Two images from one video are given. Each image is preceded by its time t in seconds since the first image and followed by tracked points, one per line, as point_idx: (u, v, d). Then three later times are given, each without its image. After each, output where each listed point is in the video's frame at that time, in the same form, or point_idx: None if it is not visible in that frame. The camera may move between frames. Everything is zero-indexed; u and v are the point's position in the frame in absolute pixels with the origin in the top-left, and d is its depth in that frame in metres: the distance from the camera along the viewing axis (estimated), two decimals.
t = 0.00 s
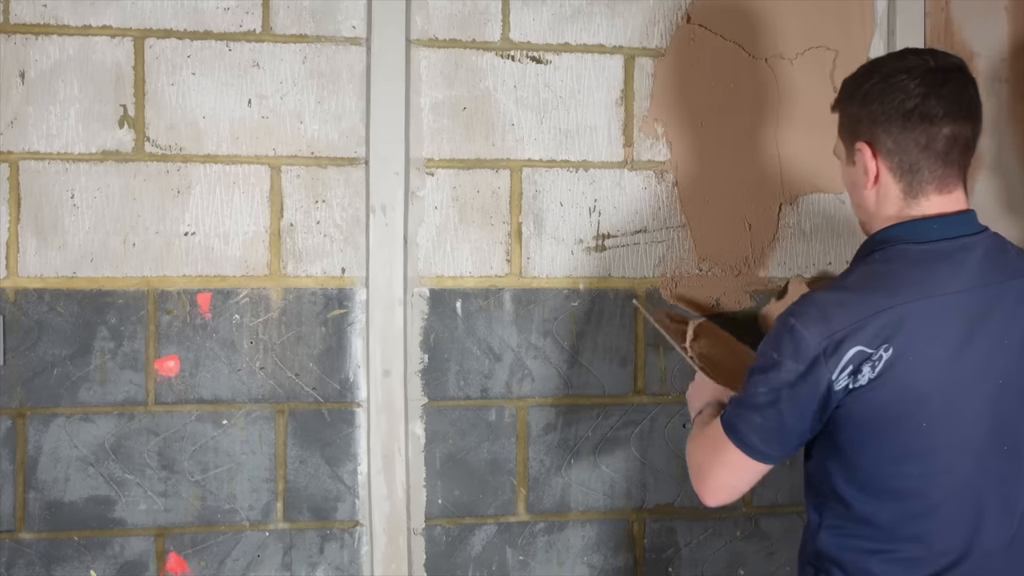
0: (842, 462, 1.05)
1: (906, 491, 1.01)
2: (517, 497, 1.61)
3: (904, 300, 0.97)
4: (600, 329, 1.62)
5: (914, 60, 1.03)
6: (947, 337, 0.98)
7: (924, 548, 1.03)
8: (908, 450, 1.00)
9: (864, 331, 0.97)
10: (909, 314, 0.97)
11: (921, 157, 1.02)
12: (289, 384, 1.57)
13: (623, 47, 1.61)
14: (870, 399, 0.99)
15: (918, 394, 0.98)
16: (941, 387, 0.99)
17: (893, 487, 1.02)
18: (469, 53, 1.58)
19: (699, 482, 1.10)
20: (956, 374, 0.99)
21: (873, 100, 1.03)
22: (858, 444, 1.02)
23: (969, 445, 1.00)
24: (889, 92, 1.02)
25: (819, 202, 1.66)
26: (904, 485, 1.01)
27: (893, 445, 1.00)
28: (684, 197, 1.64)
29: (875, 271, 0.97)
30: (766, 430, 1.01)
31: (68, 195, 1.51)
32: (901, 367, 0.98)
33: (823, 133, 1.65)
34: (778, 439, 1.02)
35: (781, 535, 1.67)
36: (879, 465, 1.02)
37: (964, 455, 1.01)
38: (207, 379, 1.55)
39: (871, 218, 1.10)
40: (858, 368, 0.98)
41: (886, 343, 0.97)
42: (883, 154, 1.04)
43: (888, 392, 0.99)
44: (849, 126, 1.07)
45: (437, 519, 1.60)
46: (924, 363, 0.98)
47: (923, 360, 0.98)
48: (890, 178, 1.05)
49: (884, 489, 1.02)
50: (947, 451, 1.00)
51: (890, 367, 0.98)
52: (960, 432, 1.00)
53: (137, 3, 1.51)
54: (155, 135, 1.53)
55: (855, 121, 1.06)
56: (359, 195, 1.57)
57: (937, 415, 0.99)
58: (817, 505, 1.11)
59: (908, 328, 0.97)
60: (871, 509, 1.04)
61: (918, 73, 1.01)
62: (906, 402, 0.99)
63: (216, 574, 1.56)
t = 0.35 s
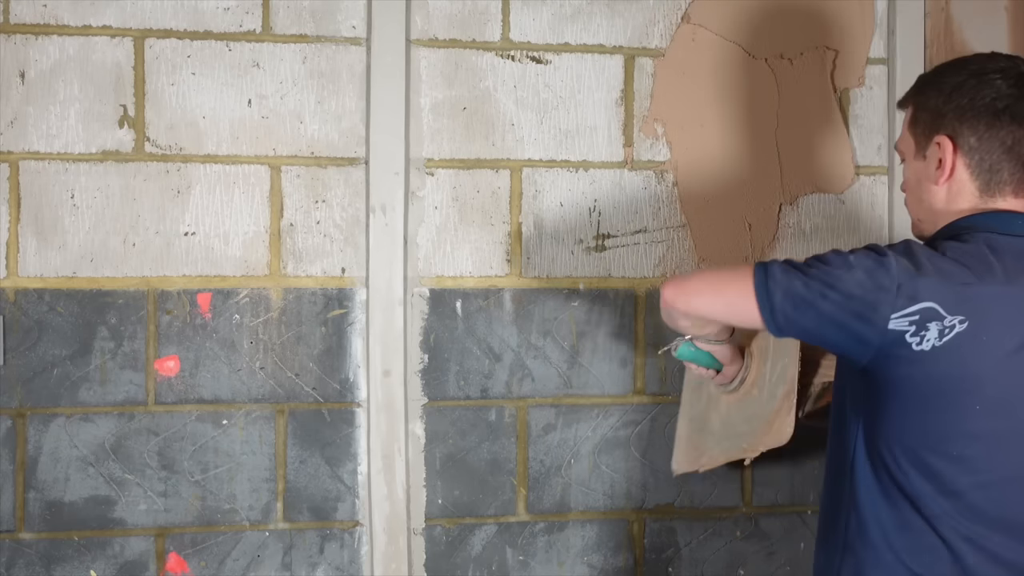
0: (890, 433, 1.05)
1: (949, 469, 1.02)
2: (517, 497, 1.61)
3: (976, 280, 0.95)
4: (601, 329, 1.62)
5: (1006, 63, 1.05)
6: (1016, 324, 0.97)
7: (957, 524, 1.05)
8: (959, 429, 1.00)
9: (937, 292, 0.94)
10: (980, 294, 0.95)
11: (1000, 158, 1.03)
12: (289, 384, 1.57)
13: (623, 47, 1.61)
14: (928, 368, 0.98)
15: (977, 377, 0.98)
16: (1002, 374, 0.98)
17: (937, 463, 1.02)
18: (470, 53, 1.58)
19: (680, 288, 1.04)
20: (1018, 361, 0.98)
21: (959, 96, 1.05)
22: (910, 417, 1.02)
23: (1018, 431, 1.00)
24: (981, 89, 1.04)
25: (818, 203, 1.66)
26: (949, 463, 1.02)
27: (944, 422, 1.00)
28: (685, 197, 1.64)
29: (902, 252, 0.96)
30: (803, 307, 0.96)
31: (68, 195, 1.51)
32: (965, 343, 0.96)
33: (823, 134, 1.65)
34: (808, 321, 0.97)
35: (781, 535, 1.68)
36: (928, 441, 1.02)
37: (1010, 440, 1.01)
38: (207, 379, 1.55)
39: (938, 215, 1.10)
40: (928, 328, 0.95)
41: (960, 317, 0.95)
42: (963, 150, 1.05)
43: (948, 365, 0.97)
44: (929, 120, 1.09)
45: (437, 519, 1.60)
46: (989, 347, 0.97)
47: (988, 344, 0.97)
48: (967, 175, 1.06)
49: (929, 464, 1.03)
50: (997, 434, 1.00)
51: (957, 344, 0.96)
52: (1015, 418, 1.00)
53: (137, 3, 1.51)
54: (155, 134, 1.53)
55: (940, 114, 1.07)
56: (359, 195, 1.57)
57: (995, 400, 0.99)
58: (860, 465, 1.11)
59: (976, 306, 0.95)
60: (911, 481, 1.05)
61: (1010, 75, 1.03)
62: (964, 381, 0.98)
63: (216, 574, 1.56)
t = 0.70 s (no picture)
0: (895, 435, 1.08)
1: (954, 467, 1.05)
2: (517, 497, 1.61)
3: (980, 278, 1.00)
4: (601, 330, 1.62)
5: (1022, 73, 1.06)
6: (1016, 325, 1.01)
7: (961, 525, 1.06)
8: (962, 425, 1.03)
9: (933, 293, 0.98)
10: (984, 292, 0.99)
11: (1005, 167, 1.06)
12: (289, 384, 1.57)
13: (623, 47, 1.61)
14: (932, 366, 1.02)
15: (979, 374, 1.02)
16: (1001, 372, 1.02)
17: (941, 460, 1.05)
18: (470, 53, 1.58)
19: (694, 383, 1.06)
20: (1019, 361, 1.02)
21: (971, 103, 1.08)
22: (915, 416, 1.05)
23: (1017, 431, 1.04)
24: (994, 99, 1.06)
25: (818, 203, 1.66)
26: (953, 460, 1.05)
27: (944, 421, 1.04)
28: (685, 196, 1.64)
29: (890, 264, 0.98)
30: (801, 349, 0.99)
31: (68, 195, 1.51)
32: (968, 340, 1.00)
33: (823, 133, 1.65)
34: (807, 366, 0.99)
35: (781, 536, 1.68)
36: (931, 442, 1.05)
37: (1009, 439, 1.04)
38: (207, 379, 1.55)
39: (947, 213, 1.14)
40: (925, 332, 0.99)
41: (959, 317, 0.99)
42: (969, 156, 1.09)
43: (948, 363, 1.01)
44: (943, 123, 1.12)
45: (437, 519, 1.60)
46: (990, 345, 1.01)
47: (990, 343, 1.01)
48: (972, 179, 1.10)
49: (933, 463, 1.06)
50: (995, 433, 1.04)
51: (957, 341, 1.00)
52: (1014, 419, 1.04)
53: (137, 3, 1.51)
54: (155, 135, 1.53)
55: (953, 118, 1.11)
56: (359, 195, 1.57)
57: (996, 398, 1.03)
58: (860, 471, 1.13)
59: (980, 303, 0.99)
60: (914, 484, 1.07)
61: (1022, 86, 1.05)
62: (966, 376, 1.02)
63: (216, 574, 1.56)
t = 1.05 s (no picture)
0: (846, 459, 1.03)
1: (907, 488, 0.99)
2: (517, 497, 1.61)
3: (903, 293, 0.96)
4: (601, 329, 1.62)
5: (939, 75, 0.99)
6: (949, 333, 0.96)
7: (924, 546, 1.00)
8: (908, 447, 0.97)
9: (864, 319, 0.96)
10: (911, 307, 0.96)
11: (932, 173, 1.01)
12: (289, 384, 1.57)
13: (623, 47, 1.61)
14: (873, 390, 0.97)
15: (919, 390, 0.96)
16: (944, 384, 0.96)
17: (893, 482, 0.99)
18: (470, 53, 1.58)
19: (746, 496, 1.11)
20: (960, 371, 0.96)
21: (893, 112, 1.02)
22: (860, 441, 1.00)
23: (974, 445, 0.97)
24: (914, 107, 1.00)
25: (817, 203, 1.66)
26: (905, 482, 0.98)
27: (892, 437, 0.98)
28: (684, 196, 1.64)
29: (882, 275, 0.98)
30: (794, 436, 1.02)
31: (68, 195, 1.51)
32: (900, 357, 0.96)
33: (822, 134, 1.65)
34: (808, 442, 1.02)
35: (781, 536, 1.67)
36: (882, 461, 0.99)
37: (967, 453, 0.97)
38: (207, 379, 1.55)
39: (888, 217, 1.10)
40: (856, 360, 0.97)
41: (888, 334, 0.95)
42: (895, 163, 1.04)
43: (886, 384, 0.96)
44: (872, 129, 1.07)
45: (437, 519, 1.60)
46: (924, 358, 0.96)
47: (925, 356, 0.95)
48: (903, 187, 1.05)
49: (886, 486, 1.00)
50: (949, 449, 0.96)
51: (888, 360, 0.96)
52: (970, 427, 0.96)
53: (137, 3, 1.51)
54: (155, 135, 1.53)
55: (879, 125, 1.05)
56: (359, 195, 1.57)
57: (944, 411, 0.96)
58: (822, 494, 1.10)
59: (906, 317, 0.95)
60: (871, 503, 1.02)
61: (940, 92, 0.98)
62: (906, 395, 0.96)
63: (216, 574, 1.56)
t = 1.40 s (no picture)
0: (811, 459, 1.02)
1: (867, 486, 0.98)
2: (517, 497, 1.61)
3: (854, 295, 0.96)
4: (601, 330, 1.62)
5: (873, 81, 1.00)
6: (901, 330, 0.95)
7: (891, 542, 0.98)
8: (866, 445, 0.96)
9: (818, 322, 0.96)
10: (863, 307, 0.95)
11: (878, 175, 1.01)
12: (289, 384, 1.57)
13: (623, 47, 1.61)
14: (831, 391, 0.96)
15: (874, 389, 0.95)
16: (899, 381, 0.95)
17: (855, 480, 0.98)
18: (469, 53, 1.58)
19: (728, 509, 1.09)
20: (914, 366, 0.95)
21: (834, 121, 1.03)
22: (821, 441, 1.00)
23: (933, 438, 0.96)
24: (851, 114, 1.01)
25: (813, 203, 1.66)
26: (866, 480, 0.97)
27: (853, 436, 0.97)
28: (684, 196, 1.64)
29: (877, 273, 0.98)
30: (761, 437, 1.02)
31: (68, 195, 1.51)
32: (855, 358, 0.95)
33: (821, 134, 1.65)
34: (776, 442, 1.01)
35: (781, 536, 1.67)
36: (845, 461, 0.98)
37: (926, 448, 0.96)
38: (207, 379, 1.55)
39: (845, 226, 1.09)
40: (812, 362, 0.96)
41: (842, 334, 0.95)
42: (843, 169, 1.04)
43: (844, 385, 0.95)
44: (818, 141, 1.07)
45: (437, 519, 1.60)
46: (876, 356, 0.95)
47: (877, 355, 0.95)
48: (854, 192, 1.05)
49: (848, 484, 0.99)
50: (906, 444, 0.96)
51: (842, 361, 0.95)
52: (929, 423, 0.96)
53: (137, 3, 1.51)
54: (154, 134, 1.53)
55: (822, 137, 1.06)
56: (359, 195, 1.57)
57: (899, 408, 0.95)
58: (796, 497, 1.09)
59: (857, 317, 0.95)
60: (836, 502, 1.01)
61: (874, 97, 0.99)
62: (861, 394, 0.95)
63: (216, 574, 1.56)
